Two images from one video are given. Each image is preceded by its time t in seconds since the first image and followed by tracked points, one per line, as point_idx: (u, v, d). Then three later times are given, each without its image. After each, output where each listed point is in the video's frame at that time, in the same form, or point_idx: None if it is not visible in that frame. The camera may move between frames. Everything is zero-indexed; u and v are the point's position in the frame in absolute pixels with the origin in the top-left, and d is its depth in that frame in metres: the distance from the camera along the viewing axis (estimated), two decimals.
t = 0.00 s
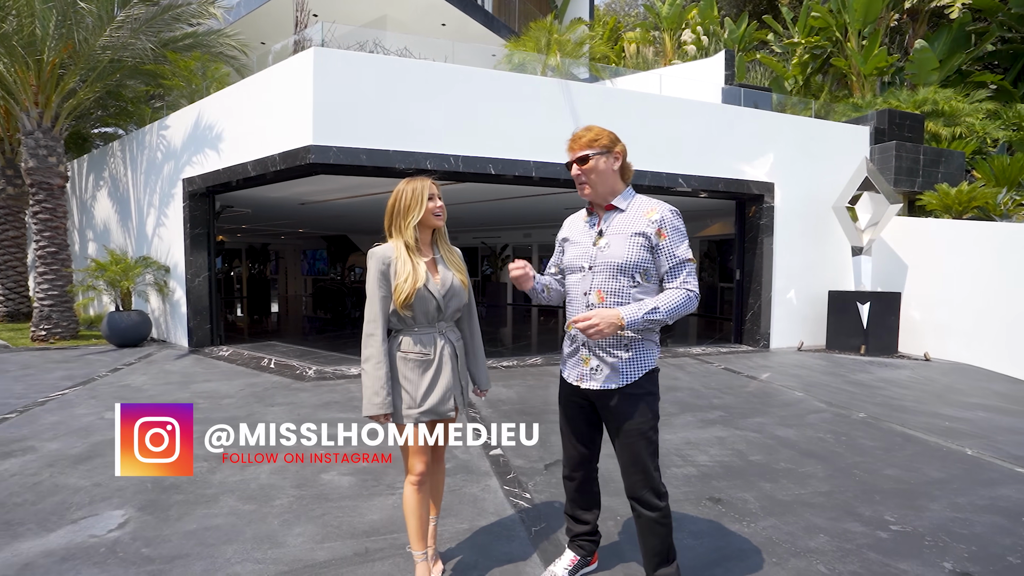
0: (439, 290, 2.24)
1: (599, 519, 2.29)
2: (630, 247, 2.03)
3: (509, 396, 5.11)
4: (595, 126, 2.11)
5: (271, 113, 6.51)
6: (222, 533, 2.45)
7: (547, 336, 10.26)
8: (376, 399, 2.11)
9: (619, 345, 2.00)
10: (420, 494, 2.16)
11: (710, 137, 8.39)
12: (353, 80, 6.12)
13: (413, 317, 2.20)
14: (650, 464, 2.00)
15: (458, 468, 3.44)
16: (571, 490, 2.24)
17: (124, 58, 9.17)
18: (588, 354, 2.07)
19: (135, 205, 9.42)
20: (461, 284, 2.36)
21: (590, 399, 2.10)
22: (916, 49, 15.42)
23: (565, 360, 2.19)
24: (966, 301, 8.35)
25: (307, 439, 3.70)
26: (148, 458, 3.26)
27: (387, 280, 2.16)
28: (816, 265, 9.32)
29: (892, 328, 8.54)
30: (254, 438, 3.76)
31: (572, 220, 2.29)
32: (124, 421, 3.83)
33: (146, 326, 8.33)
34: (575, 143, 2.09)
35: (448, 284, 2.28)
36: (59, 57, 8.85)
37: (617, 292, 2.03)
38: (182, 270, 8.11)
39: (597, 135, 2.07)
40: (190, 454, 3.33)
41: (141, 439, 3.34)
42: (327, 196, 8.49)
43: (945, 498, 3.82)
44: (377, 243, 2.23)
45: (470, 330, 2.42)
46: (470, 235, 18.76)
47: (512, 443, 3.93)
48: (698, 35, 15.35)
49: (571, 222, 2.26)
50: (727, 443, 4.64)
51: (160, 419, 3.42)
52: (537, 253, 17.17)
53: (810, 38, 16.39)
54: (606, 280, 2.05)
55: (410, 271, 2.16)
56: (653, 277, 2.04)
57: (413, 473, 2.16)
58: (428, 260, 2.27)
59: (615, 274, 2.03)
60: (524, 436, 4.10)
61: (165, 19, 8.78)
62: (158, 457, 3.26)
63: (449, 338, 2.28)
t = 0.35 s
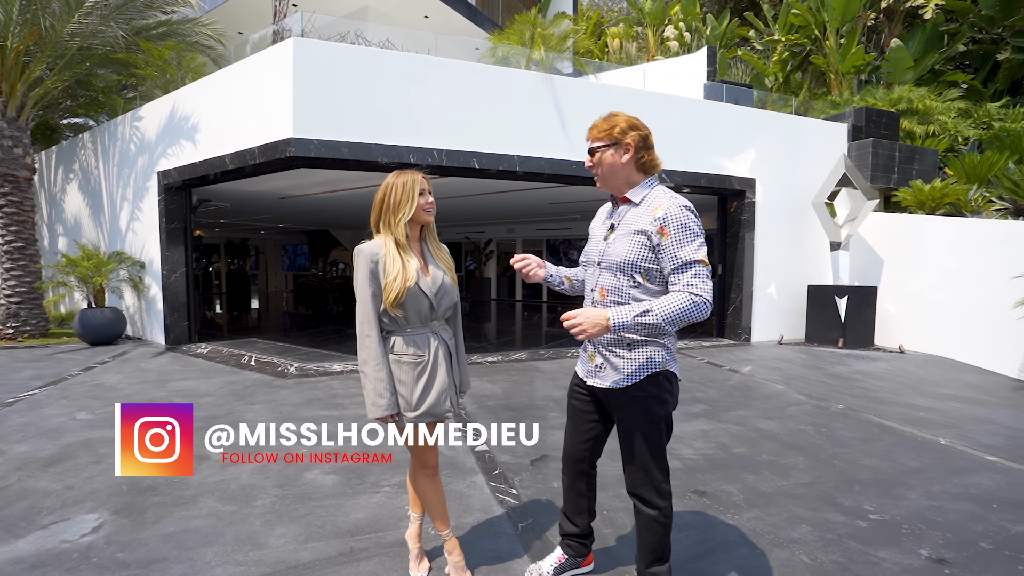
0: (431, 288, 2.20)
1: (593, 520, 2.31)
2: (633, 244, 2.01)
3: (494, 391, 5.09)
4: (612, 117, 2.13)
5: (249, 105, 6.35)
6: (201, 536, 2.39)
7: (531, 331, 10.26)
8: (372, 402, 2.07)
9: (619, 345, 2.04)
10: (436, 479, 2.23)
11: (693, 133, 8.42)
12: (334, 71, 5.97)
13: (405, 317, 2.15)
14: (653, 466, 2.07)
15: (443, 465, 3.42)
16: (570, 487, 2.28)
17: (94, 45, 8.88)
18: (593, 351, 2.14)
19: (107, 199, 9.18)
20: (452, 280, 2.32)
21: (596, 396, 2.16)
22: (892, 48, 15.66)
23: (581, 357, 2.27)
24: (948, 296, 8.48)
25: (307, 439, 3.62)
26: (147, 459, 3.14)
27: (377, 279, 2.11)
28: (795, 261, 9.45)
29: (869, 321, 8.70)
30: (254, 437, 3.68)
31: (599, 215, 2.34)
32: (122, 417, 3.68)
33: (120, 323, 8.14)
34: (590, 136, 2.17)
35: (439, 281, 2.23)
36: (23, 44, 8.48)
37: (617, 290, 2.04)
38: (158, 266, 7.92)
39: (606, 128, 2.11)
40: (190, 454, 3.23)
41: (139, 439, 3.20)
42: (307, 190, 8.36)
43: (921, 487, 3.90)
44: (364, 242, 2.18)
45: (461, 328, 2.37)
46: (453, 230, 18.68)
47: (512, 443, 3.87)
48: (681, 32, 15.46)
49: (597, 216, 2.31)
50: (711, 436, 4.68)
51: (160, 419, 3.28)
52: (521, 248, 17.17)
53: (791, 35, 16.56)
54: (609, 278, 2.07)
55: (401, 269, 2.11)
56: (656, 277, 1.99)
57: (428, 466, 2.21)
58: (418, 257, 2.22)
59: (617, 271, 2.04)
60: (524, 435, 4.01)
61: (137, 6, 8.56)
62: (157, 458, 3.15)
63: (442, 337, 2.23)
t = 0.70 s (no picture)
0: (423, 282, 2.18)
1: (584, 522, 2.30)
2: (629, 236, 2.05)
3: (474, 386, 5.04)
4: (606, 111, 2.15)
5: (220, 94, 6.12)
6: (173, 541, 2.30)
7: (510, 326, 10.22)
8: (368, 401, 2.04)
9: (612, 340, 2.06)
10: (421, 480, 2.20)
11: (671, 128, 8.47)
12: (308, 59, 5.80)
13: (398, 312, 2.12)
14: (642, 463, 2.06)
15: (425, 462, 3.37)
16: (565, 487, 2.30)
17: (49, 28, 8.59)
18: (587, 347, 2.16)
19: (68, 190, 8.83)
20: (441, 274, 2.31)
21: (591, 394, 2.18)
22: (862, 48, 15.99)
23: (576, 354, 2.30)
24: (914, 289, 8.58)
25: (307, 441, 3.50)
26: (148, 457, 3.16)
27: (368, 273, 2.07)
28: (770, 256, 9.59)
29: (840, 314, 8.89)
30: (254, 437, 3.54)
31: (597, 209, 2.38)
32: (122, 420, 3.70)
33: (82, 320, 7.85)
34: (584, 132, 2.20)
35: (431, 275, 2.22)
36: None
37: (612, 283, 2.08)
38: (123, 260, 7.65)
39: (599, 122, 2.13)
40: (190, 454, 3.21)
41: (140, 439, 3.24)
42: (281, 182, 8.15)
43: (892, 476, 3.99)
44: (351, 235, 2.12)
45: (449, 321, 2.38)
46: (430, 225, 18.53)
47: (512, 443, 3.80)
48: (660, 27, 15.65)
49: (595, 210, 2.35)
50: (690, 429, 4.72)
51: (160, 420, 3.32)
52: (499, 242, 17.12)
53: (765, 33, 16.79)
54: (604, 271, 2.11)
55: (394, 262, 2.08)
56: (652, 269, 2.02)
57: (415, 465, 2.17)
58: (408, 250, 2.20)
59: (613, 264, 2.07)
60: (524, 436, 3.92)
61: None
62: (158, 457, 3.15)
63: (432, 332, 2.23)
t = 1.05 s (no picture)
0: (418, 278, 2.12)
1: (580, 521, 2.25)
2: (627, 230, 1.99)
3: (458, 383, 4.98)
4: (593, 104, 2.07)
5: (193, 82, 5.90)
6: (149, 550, 2.18)
7: (491, 321, 10.16)
8: (362, 398, 1.95)
9: (613, 338, 2.00)
10: (412, 480, 2.13)
11: (653, 123, 8.48)
12: (286, 47, 5.61)
13: (392, 307, 2.05)
14: (641, 462, 2.03)
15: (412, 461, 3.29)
16: (560, 486, 2.25)
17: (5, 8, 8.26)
18: (584, 345, 2.10)
19: (28, 180, 8.46)
20: (435, 271, 2.26)
21: (587, 393, 2.13)
22: (836, 46, 16.26)
23: (569, 352, 2.24)
24: (886, 283, 8.76)
25: (306, 440, 3.40)
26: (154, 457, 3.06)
27: (363, 266, 2.00)
28: (749, 250, 9.69)
29: (816, 308, 9.04)
30: (254, 437, 3.44)
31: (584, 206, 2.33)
32: (120, 417, 3.57)
33: (45, 318, 7.54)
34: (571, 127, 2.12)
35: (426, 271, 2.17)
36: None
37: (611, 279, 2.02)
38: (90, 255, 7.37)
39: (587, 117, 2.05)
40: (191, 454, 3.08)
41: (140, 440, 3.09)
42: (257, 174, 7.94)
43: (873, 466, 4.05)
44: (345, 226, 2.04)
45: (441, 321, 2.33)
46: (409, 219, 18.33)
47: (513, 443, 3.71)
48: (639, 22, 15.70)
49: (582, 207, 2.29)
50: (676, 423, 4.72)
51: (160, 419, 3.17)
52: (479, 236, 17.04)
53: (743, 30, 16.94)
54: (601, 267, 2.04)
55: (388, 255, 2.02)
56: (652, 263, 1.97)
57: (406, 465, 2.10)
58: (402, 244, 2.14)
59: (610, 259, 2.01)
60: (525, 436, 3.82)
61: None
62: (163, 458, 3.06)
63: (426, 330, 2.18)
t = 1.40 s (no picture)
0: (413, 273, 2.06)
1: (574, 516, 2.21)
2: (618, 226, 1.94)
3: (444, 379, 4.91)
4: (589, 94, 2.02)
5: (165, 70, 5.68)
6: (130, 559, 2.08)
7: (474, 316, 10.08)
8: (359, 397, 1.88)
9: (603, 334, 1.97)
10: (407, 480, 2.07)
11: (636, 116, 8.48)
12: (263, 35, 5.44)
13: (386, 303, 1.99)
14: (634, 456, 1.99)
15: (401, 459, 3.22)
16: (554, 480, 2.21)
17: None
18: (575, 340, 2.06)
19: None
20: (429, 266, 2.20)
21: (580, 388, 2.09)
22: (812, 44, 16.46)
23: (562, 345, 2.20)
24: (861, 276, 8.93)
25: (307, 441, 3.30)
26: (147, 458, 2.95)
27: (358, 260, 1.92)
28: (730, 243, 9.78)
29: (795, 300, 9.18)
30: (254, 437, 3.34)
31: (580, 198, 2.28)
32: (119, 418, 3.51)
33: (8, 318, 7.24)
34: (567, 117, 2.07)
35: (421, 267, 2.11)
36: None
37: (602, 276, 1.98)
38: (56, 251, 7.09)
39: (583, 106, 2.00)
40: (192, 454, 3.02)
41: (139, 439, 3.01)
42: (233, 167, 7.73)
43: (855, 455, 4.11)
44: (338, 218, 1.97)
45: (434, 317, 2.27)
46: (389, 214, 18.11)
47: (513, 443, 3.60)
48: (620, 17, 15.70)
49: (577, 198, 2.24)
50: (663, 416, 4.73)
51: (159, 419, 3.11)
52: (460, 231, 16.92)
53: (722, 26, 17.05)
54: (592, 262, 2.00)
55: (384, 249, 1.95)
56: (642, 260, 1.94)
57: (400, 464, 2.05)
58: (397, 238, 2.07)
59: (601, 255, 1.97)
60: (524, 436, 3.73)
61: None
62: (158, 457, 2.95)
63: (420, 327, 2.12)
